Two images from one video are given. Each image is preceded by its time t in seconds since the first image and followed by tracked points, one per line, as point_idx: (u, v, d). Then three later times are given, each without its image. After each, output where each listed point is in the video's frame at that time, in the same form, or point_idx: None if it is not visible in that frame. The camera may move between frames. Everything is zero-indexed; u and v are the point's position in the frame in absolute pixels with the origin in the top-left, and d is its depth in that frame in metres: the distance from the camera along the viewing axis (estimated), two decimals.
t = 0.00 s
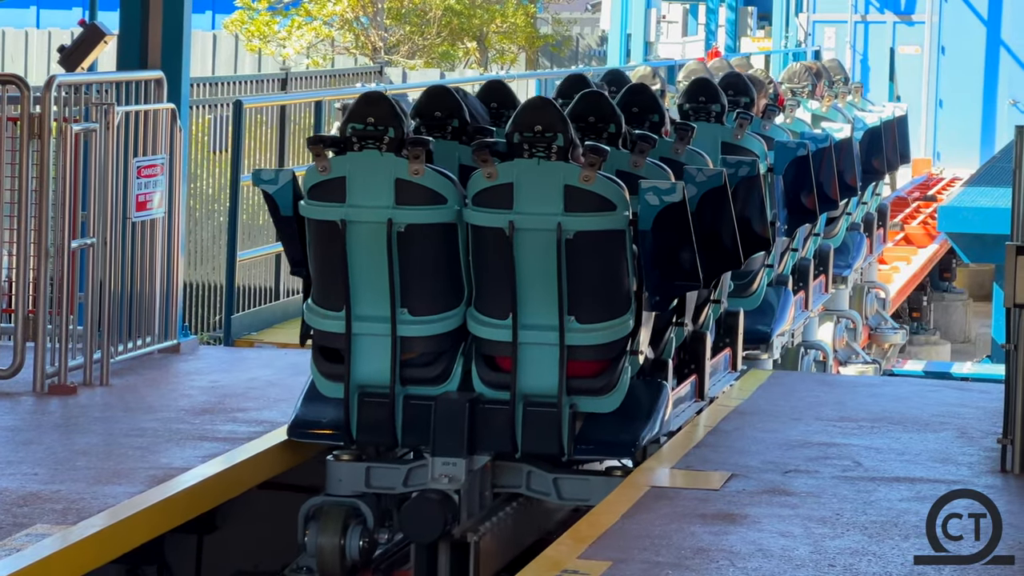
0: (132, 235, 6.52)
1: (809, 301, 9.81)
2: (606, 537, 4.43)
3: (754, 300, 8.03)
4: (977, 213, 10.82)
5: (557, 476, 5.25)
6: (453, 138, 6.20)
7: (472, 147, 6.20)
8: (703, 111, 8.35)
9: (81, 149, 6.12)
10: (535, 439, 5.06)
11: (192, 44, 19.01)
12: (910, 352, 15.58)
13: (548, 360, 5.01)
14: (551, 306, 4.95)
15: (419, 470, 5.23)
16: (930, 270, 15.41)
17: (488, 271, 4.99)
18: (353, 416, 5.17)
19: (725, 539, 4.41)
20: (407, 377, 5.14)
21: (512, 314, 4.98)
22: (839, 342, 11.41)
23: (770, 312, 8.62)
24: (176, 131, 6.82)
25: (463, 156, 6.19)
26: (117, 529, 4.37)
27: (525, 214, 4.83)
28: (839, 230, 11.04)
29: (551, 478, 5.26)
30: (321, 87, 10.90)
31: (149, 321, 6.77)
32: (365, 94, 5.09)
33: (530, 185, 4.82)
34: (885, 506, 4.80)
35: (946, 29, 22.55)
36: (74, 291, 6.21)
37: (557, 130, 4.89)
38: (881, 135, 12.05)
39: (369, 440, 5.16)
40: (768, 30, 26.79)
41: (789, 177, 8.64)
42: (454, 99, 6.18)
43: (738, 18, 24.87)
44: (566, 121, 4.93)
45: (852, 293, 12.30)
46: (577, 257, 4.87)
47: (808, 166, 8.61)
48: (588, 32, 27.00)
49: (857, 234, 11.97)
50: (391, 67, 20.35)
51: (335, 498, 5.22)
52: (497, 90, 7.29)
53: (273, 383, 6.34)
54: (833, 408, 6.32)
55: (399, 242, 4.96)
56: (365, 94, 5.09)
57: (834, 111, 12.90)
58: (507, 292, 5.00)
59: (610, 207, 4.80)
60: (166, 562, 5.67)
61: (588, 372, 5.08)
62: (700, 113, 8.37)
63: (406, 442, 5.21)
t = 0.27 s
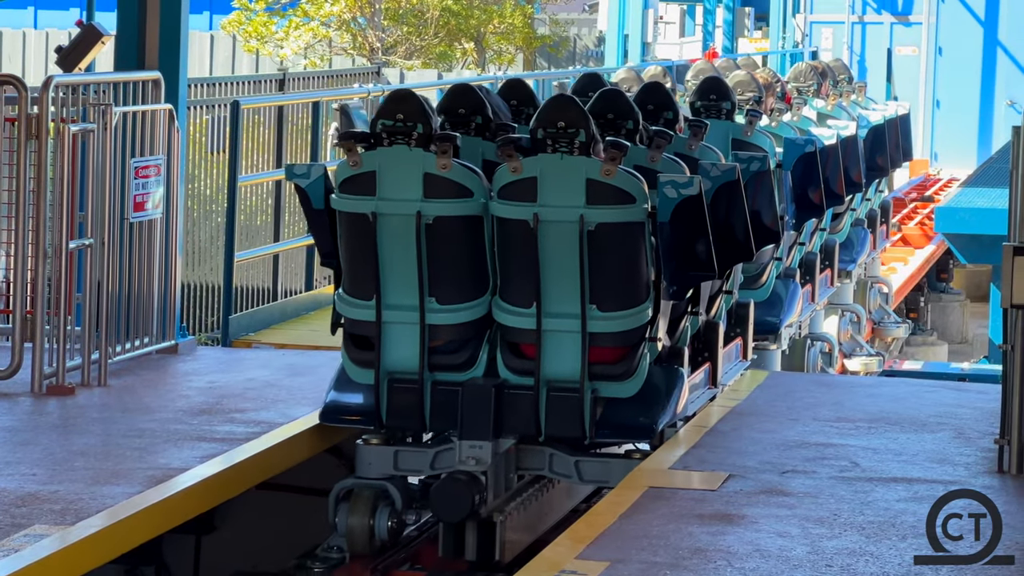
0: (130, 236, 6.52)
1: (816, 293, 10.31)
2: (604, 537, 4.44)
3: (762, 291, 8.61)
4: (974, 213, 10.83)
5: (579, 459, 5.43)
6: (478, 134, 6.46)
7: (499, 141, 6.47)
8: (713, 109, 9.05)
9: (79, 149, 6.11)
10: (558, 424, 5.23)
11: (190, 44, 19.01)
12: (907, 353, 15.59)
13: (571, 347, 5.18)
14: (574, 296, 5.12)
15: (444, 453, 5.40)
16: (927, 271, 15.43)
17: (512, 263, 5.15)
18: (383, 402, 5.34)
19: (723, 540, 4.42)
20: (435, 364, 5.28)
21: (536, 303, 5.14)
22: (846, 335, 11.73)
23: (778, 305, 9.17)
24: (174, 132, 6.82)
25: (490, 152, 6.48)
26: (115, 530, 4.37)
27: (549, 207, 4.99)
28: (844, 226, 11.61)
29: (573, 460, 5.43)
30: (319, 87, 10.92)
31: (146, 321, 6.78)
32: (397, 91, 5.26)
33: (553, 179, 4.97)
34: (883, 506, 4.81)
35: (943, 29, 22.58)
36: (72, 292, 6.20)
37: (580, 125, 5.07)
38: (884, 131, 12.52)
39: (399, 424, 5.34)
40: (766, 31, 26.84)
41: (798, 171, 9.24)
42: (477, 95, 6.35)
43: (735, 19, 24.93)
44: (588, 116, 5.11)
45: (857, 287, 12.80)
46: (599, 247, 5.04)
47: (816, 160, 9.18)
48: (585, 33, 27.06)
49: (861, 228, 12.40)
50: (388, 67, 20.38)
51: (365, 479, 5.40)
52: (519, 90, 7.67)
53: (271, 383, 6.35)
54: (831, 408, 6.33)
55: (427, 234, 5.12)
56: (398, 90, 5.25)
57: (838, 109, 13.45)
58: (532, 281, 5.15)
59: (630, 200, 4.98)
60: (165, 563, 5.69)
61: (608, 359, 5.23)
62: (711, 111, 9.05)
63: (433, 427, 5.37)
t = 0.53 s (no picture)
0: (128, 237, 6.51)
1: (823, 286, 10.91)
2: (602, 538, 4.44)
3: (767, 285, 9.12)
4: (971, 214, 10.83)
5: (598, 444, 5.75)
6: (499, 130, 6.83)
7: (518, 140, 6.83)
8: (723, 105, 9.58)
9: (76, 150, 6.11)
10: (579, 407, 5.54)
11: (187, 45, 18.99)
12: (904, 354, 15.59)
13: (591, 335, 5.49)
14: (594, 286, 5.42)
15: (469, 438, 5.76)
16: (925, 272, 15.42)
17: (534, 255, 5.45)
18: (410, 387, 5.66)
19: (720, 540, 4.42)
20: (460, 352, 5.61)
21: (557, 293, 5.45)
22: (848, 329, 12.27)
23: (785, 298, 9.77)
24: (172, 133, 6.82)
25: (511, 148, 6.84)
26: (114, 531, 4.37)
27: (570, 202, 5.28)
28: (848, 223, 12.13)
29: (592, 445, 5.78)
30: (316, 88, 10.94)
31: (144, 322, 6.77)
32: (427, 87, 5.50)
33: (574, 174, 5.27)
34: (880, 507, 4.82)
35: (940, 29, 22.62)
36: (71, 293, 6.20)
37: (600, 123, 5.30)
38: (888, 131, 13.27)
39: (426, 409, 5.68)
40: (763, 31, 26.87)
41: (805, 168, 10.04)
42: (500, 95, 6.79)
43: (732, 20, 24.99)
44: (608, 112, 5.34)
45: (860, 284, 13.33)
46: (618, 240, 5.33)
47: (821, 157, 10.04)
48: (581, 34, 27.07)
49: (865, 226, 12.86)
50: (386, 67, 20.39)
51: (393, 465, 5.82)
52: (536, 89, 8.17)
53: (269, 384, 6.35)
54: (828, 408, 6.34)
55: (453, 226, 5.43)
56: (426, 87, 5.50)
57: (842, 108, 13.70)
58: (554, 273, 5.45)
59: (648, 194, 5.25)
60: (160, 564, 6.05)
61: (627, 346, 5.54)
62: (720, 108, 9.58)
63: (458, 411, 5.69)
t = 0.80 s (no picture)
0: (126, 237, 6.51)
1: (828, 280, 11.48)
2: (600, 538, 4.45)
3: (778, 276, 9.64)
4: (967, 215, 10.87)
5: (616, 429, 6.05)
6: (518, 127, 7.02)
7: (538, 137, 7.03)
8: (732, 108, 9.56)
9: (73, 150, 6.10)
10: (598, 394, 5.77)
11: (184, 45, 18.94)
12: (902, 355, 15.59)
13: (611, 325, 5.70)
14: (612, 278, 5.63)
15: (491, 424, 6.03)
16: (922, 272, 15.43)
17: (555, 246, 5.66)
18: (435, 375, 5.87)
19: (718, 541, 4.43)
20: (483, 340, 5.83)
21: (577, 284, 5.66)
22: (852, 324, 12.80)
23: (792, 291, 10.31)
24: (170, 133, 6.82)
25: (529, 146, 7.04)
26: (112, 531, 4.38)
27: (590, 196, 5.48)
28: (851, 219, 12.53)
29: (610, 430, 6.07)
30: (313, 88, 10.96)
31: (142, 323, 6.77)
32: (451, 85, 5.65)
33: (593, 170, 5.46)
34: (877, 507, 4.83)
35: (937, 30, 22.65)
36: (68, 293, 6.20)
37: (619, 120, 5.55)
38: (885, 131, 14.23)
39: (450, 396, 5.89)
40: (759, 32, 26.89)
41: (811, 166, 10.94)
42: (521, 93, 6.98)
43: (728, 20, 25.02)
44: (626, 111, 5.60)
45: (862, 277, 13.72)
46: (636, 232, 5.54)
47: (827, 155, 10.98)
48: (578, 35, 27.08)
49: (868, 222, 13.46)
50: (383, 68, 20.38)
51: (417, 450, 6.08)
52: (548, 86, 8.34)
53: (267, 385, 6.35)
54: (825, 409, 6.35)
55: (477, 219, 5.64)
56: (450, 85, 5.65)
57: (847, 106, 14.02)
58: (574, 264, 5.65)
59: (664, 189, 5.46)
60: (160, 564, 6.35)
61: (644, 334, 5.74)
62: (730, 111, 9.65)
63: (481, 397, 5.91)
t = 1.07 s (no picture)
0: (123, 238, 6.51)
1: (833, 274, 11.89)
2: (598, 538, 4.46)
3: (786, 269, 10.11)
4: (964, 215, 10.87)
5: (632, 417, 6.41)
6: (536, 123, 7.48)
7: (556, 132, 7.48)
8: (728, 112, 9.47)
9: (70, 151, 6.10)
10: (615, 381, 6.05)
11: (181, 45, 18.92)
12: (899, 356, 15.59)
13: (628, 314, 5.98)
14: (629, 269, 5.90)
15: (511, 411, 6.34)
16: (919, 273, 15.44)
17: (573, 239, 5.92)
18: (458, 363, 6.15)
19: (715, 541, 4.44)
20: (505, 330, 6.08)
21: (595, 276, 5.94)
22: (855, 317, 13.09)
23: (799, 283, 10.54)
24: (166, 134, 6.81)
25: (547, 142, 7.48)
26: (111, 531, 4.38)
27: (609, 190, 5.75)
28: (856, 214, 12.94)
29: (627, 418, 6.44)
30: (311, 89, 10.98)
31: (140, 323, 6.78)
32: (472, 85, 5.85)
33: (611, 166, 5.73)
34: (874, 508, 4.83)
35: (934, 30, 22.64)
36: (66, 294, 6.20)
37: (636, 117, 5.82)
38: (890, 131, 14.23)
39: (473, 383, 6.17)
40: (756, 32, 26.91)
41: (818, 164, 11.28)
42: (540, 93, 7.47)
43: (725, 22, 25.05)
44: (642, 107, 5.86)
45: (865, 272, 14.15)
46: (652, 225, 5.81)
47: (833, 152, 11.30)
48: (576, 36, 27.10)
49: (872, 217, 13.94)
50: (380, 69, 20.39)
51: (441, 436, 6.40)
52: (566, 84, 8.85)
53: (265, 385, 6.35)
54: (822, 410, 6.36)
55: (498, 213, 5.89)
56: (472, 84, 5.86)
57: (850, 107, 14.47)
58: (592, 256, 5.92)
59: (680, 182, 5.73)
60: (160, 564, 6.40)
61: (658, 324, 6.05)
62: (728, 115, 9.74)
63: (503, 385, 6.18)
